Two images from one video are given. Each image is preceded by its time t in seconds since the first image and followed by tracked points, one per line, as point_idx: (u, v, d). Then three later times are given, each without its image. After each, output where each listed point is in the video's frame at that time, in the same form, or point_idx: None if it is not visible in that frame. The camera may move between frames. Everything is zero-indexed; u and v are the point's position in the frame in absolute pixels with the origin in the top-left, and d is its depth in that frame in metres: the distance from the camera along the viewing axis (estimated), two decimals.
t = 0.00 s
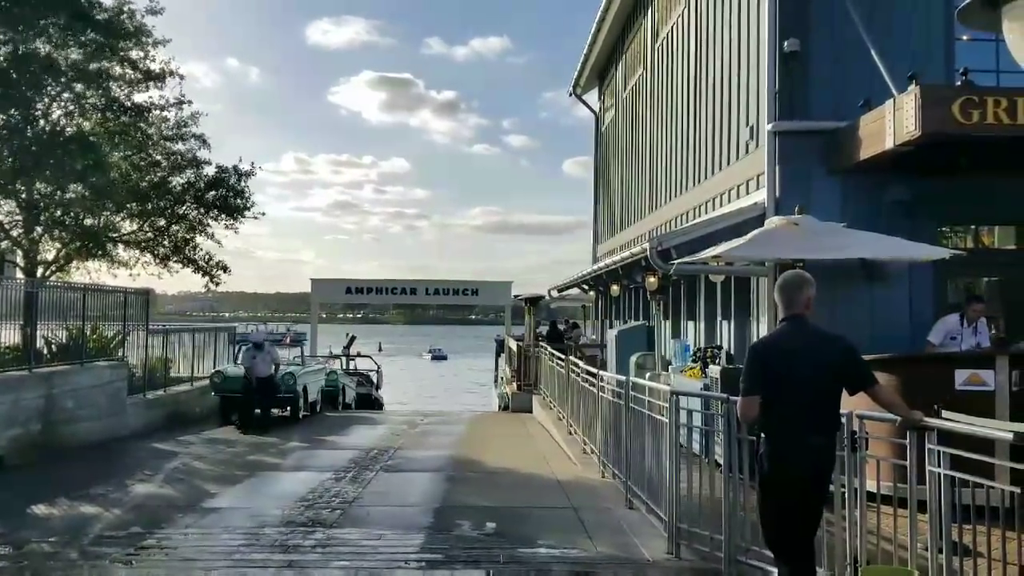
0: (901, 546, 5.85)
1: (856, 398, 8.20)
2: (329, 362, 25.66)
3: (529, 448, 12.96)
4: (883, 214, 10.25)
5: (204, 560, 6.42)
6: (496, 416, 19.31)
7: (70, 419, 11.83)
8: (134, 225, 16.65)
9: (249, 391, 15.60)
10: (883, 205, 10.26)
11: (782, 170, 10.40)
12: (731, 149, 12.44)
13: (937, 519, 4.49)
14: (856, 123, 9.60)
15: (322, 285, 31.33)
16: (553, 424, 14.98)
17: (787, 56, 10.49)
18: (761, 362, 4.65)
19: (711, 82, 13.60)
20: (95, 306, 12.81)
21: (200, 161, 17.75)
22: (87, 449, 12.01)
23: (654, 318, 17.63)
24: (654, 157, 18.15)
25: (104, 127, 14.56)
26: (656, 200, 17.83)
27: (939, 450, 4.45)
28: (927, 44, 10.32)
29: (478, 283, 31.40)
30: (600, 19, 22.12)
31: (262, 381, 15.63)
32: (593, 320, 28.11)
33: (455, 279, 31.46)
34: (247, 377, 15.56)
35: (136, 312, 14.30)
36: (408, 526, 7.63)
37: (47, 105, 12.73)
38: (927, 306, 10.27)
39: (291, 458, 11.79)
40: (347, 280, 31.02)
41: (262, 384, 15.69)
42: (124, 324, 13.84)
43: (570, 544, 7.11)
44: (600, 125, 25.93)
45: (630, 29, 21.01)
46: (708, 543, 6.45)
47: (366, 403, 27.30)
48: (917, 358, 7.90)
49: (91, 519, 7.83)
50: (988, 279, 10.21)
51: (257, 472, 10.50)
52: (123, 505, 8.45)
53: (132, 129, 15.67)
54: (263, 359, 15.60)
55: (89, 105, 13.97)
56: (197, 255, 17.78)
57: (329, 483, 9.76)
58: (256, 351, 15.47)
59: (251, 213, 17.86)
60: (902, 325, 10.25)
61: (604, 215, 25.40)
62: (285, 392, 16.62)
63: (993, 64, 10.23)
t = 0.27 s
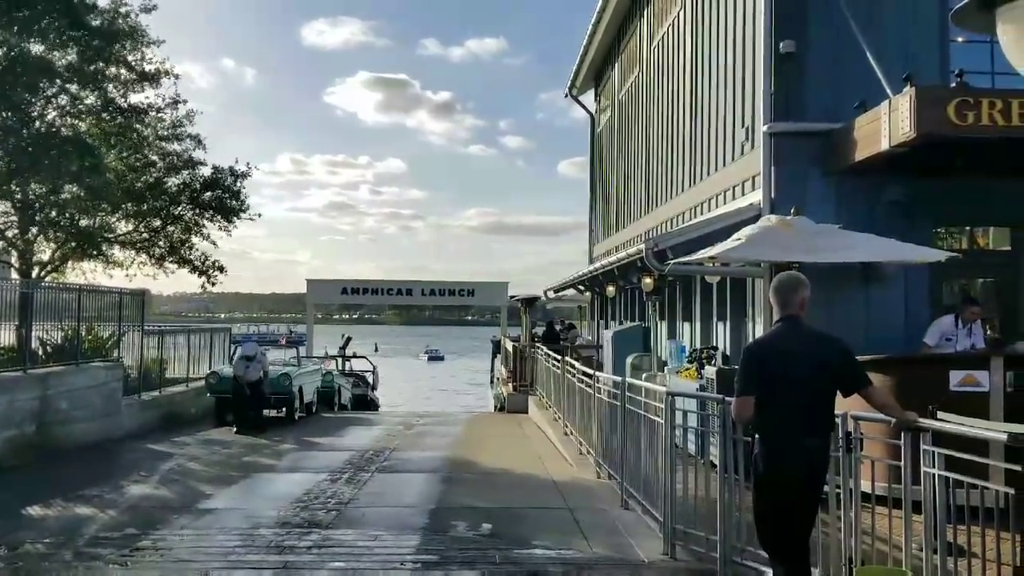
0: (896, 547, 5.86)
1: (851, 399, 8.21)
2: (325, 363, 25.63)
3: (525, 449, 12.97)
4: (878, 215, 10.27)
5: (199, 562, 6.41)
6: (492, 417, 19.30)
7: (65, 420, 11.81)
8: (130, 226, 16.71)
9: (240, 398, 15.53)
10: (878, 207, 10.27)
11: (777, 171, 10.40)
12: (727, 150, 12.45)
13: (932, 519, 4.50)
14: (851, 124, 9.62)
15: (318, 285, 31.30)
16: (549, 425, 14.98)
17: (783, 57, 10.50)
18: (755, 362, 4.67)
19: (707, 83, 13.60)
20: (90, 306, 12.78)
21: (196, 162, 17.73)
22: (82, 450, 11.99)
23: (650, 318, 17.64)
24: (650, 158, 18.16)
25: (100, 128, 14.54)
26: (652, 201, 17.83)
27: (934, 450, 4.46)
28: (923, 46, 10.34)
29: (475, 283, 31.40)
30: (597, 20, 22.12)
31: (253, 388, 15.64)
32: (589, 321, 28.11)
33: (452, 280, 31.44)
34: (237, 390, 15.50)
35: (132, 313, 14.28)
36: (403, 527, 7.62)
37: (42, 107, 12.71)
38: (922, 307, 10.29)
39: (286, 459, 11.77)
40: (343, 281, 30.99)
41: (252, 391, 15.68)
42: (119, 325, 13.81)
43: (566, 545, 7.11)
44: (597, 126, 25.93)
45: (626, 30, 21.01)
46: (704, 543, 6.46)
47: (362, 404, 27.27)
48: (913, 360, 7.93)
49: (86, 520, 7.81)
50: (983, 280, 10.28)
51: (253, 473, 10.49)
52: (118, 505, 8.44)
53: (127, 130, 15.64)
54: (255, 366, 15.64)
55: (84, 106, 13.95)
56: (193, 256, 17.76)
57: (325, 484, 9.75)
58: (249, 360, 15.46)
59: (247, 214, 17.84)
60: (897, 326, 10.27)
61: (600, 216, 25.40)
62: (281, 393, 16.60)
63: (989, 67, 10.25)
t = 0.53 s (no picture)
0: (890, 544, 5.89)
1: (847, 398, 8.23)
2: (320, 362, 25.62)
3: (521, 448, 12.97)
4: (872, 214, 10.29)
5: (195, 561, 6.41)
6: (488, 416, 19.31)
7: (59, 419, 11.78)
8: (125, 225, 16.64)
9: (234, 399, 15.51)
10: (873, 205, 10.30)
11: (773, 170, 10.42)
12: (722, 149, 12.47)
13: (927, 518, 4.52)
14: (846, 123, 9.64)
15: (314, 284, 31.27)
16: (545, 424, 14.99)
17: (778, 56, 10.51)
18: (751, 361, 4.67)
19: (703, 83, 13.61)
20: (85, 305, 12.77)
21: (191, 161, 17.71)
22: (77, 449, 11.96)
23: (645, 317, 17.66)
24: (645, 156, 18.18)
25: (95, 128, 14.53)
26: (647, 200, 17.86)
27: (928, 449, 4.48)
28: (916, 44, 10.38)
29: (470, 283, 31.41)
30: (593, 20, 22.13)
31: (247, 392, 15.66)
32: (585, 320, 28.13)
33: (447, 279, 31.43)
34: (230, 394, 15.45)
35: (127, 312, 14.27)
36: (399, 526, 7.63)
37: (38, 106, 12.70)
38: (917, 306, 10.31)
39: (282, 458, 11.76)
40: (338, 280, 30.96)
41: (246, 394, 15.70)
42: (115, 324, 13.79)
43: (561, 543, 7.12)
44: (592, 125, 25.95)
45: (622, 29, 21.04)
46: (700, 542, 6.48)
47: (358, 403, 27.27)
48: (909, 357, 7.97)
49: (81, 519, 7.80)
50: (977, 279, 10.33)
51: (249, 472, 10.48)
52: (114, 505, 8.43)
53: (123, 129, 15.61)
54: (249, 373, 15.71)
55: (79, 105, 13.94)
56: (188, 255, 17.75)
57: (320, 483, 9.75)
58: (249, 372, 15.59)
59: (243, 213, 17.84)
60: (892, 326, 10.30)
61: (595, 216, 25.42)
62: (276, 392, 16.60)
63: (983, 67, 10.28)
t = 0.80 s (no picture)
0: (892, 543, 5.89)
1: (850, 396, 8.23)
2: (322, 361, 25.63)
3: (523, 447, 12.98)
4: (873, 212, 10.28)
5: (197, 559, 6.41)
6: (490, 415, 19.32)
7: (61, 418, 11.79)
8: (127, 224, 16.66)
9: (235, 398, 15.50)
10: (874, 204, 10.29)
11: (774, 168, 10.42)
12: (724, 148, 12.46)
13: (928, 516, 4.52)
14: (848, 121, 9.63)
15: (316, 283, 31.28)
16: (547, 422, 14.99)
17: (780, 55, 10.50)
18: (755, 360, 4.67)
19: (704, 81, 13.61)
20: (87, 304, 12.78)
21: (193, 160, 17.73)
22: (79, 448, 11.98)
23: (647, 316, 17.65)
24: (647, 155, 18.17)
25: (97, 127, 14.53)
26: (649, 198, 17.85)
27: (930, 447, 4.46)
28: (918, 43, 10.37)
29: (472, 281, 31.41)
30: (594, 18, 22.13)
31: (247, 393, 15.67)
32: (587, 319, 28.13)
33: (449, 278, 31.44)
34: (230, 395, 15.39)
35: (129, 311, 14.29)
36: (401, 524, 7.63)
37: (41, 105, 12.73)
38: (918, 305, 10.30)
39: (284, 457, 11.77)
40: (340, 279, 30.97)
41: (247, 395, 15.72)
42: (117, 323, 13.81)
43: (563, 541, 7.12)
44: (594, 124, 25.95)
45: (623, 28, 21.04)
46: (701, 540, 6.48)
47: (360, 402, 27.28)
48: (911, 356, 7.96)
49: (83, 517, 7.81)
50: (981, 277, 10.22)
51: (251, 471, 10.49)
52: (116, 503, 8.44)
53: (126, 129, 15.62)
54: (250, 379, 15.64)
55: (82, 105, 13.94)
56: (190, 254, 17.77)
57: (322, 481, 9.76)
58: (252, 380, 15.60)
59: (244, 212, 17.85)
60: (893, 324, 10.30)
61: (597, 214, 25.41)
62: (278, 391, 16.62)
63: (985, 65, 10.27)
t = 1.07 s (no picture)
0: (898, 543, 5.87)
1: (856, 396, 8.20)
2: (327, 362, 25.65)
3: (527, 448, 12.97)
4: (877, 212, 10.26)
5: (202, 560, 6.42)
6: (494, 416, 19.30)
7: (66, 419, 11.80)
8: (132, 226, 16.69)
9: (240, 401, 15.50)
10: (878, 203, 10.27)
11: (778, 168, 10.40)
12: (728, 148, 12.45)
13: (934, 516, 4.51)
14: (852, 121, 9.61)
15: (320, 284, 31.30)
16: (551, 423, 14.97)
17: (783, 54, 10.49)
18: (764, 361, 4.66)
19: (708, 81, 13.59)
20: (92, 306, 12.80)
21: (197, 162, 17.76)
22: (85, 449, 12.00)
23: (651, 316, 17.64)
24: (651, 155, 18.15)
25: (102, 129, 14.54)
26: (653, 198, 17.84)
27: (936, 447, 4.44)
28: (922, 42, 10.35)
29: (476, 282, 31.40)
30: (598, 19, 22.11)
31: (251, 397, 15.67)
32: (591, 320, 28.12)
33: (453, 279, 31.44)
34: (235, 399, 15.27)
35: (134, 313, 14.31)
36: (405, 526, 7.63)
37: (45, 108, 12.74)
38: (923, 305, 10.28)
39: (289, 458, 11.77)
40: (344, 280, 30.99)
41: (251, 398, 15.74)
42: (122, 325, 13.83)
43: (568, 542, 7.11)
44: (597, 124, 25.94)
45: (626, 28, 21.04)
46: (706, 540, 6.47)
47: (364, 403, 27.30)
48: (916, 356, 7.94)
49: (88, 519, 7.82)
50: (985, 276, 10.23)
51: (256, 473, 10.50)
52: (121, 505, 8.46)
53: (130, 131, 15.64)
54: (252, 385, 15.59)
55: (86, 107, 13.95)
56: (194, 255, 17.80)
57: (327, 482, 9.76)
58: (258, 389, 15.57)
59: (248, 213, 17.88)
60: (898, 324, 10.28)
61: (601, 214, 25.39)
62: (282, 392, 16.63)
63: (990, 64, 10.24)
